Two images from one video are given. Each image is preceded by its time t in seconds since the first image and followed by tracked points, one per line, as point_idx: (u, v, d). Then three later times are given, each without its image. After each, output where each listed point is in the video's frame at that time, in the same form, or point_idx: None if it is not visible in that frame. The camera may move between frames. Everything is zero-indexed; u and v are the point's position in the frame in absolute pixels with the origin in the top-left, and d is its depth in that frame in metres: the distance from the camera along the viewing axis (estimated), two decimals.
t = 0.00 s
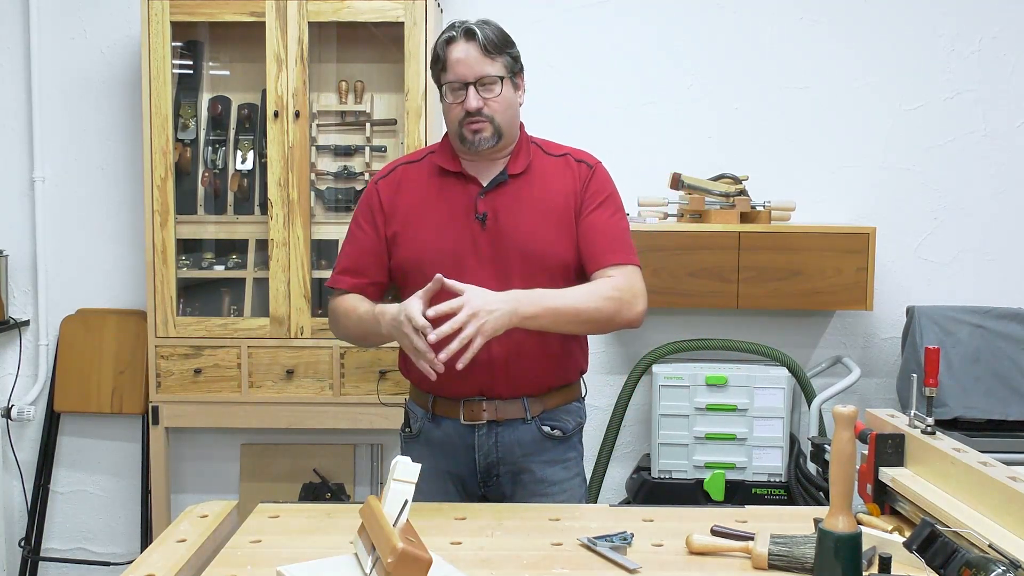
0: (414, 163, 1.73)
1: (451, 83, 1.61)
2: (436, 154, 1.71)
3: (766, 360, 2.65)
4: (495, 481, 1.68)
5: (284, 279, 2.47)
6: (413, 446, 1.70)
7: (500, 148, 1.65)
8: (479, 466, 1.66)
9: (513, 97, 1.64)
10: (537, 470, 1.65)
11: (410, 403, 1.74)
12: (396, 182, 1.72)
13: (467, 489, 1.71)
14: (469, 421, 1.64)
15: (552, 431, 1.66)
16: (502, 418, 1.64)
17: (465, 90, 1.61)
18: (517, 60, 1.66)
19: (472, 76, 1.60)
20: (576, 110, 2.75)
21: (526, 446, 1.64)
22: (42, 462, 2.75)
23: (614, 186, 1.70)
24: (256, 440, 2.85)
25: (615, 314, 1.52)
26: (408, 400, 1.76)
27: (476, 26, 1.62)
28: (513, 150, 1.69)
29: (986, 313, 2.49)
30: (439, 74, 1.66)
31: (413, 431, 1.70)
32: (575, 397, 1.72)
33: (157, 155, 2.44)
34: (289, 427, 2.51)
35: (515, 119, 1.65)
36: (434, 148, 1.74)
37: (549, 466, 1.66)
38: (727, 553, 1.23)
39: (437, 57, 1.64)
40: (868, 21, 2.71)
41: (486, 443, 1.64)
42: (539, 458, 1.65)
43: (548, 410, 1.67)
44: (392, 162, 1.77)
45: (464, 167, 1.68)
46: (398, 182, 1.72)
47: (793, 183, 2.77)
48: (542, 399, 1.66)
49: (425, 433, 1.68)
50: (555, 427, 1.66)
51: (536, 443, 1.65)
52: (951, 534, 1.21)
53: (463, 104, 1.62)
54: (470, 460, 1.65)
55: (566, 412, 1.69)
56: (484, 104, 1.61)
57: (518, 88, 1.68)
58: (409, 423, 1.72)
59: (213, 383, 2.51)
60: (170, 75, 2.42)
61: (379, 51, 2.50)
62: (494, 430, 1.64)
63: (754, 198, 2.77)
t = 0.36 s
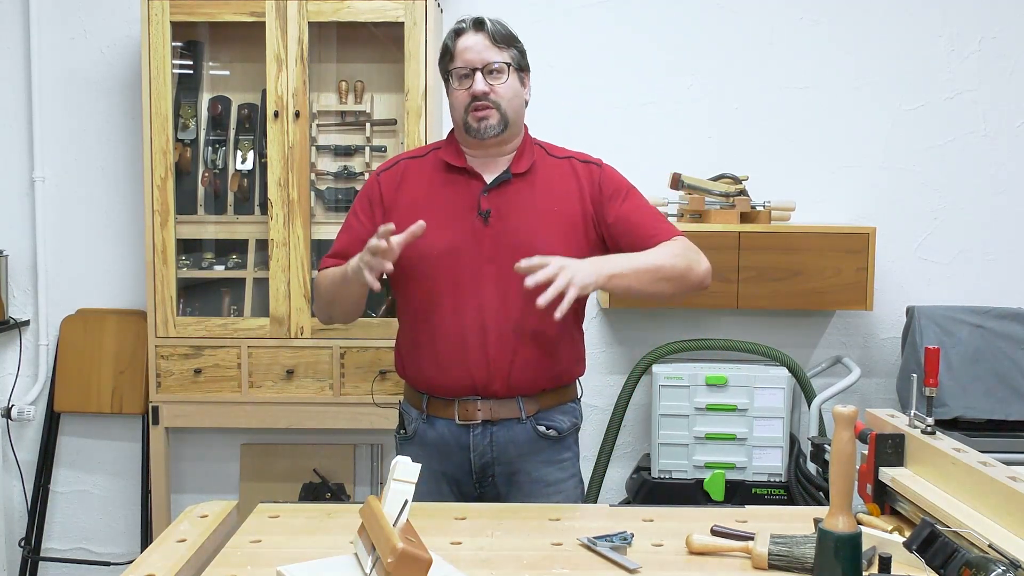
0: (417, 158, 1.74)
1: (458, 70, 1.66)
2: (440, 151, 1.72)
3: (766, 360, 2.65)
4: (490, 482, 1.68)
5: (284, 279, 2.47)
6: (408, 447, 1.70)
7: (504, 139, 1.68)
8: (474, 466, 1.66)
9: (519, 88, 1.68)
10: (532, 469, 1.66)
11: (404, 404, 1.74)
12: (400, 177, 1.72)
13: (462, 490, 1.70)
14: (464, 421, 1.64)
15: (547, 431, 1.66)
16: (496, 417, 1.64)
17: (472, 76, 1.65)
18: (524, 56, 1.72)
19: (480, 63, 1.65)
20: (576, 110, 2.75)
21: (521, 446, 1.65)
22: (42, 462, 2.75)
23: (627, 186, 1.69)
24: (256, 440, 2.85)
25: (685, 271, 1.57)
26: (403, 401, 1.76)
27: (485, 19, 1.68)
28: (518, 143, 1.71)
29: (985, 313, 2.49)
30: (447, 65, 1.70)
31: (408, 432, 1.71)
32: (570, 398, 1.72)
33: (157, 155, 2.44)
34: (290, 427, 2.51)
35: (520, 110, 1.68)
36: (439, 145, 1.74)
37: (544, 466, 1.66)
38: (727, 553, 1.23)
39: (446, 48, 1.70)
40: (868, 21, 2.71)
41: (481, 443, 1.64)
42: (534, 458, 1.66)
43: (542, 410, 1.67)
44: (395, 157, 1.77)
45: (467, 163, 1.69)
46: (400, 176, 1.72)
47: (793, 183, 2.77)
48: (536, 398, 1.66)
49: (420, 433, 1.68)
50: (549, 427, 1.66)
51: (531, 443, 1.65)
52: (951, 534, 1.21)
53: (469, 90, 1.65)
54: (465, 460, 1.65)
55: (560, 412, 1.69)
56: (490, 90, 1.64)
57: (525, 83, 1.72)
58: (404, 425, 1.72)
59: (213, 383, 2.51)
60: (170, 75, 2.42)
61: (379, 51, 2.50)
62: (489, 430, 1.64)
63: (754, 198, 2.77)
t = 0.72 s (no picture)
0: (422, 158, 1.74)
1: (471, 70, 1.64)
2: (446, 150, 1.72)
3: (767, 360, 2.65)
4: (502, 481, 1.68)
5: (284, 279, 2.47)
6: (418, 449, 1.68)
7: (509, 143, 1.67)
8: (488, 466, 1.65)
9: (529, 94, 1.67)
10: (545, 468, 1.66)
11: (411, 405, 1.72)
12: (406, 178, 1.72)
13: (474, 489, 1.70)
14: (477, 420, 1.63)
15: (559, 430, 1.66)
16: (510, 417, 1.64)
17: (485, 78, 1.64)
18: (536, 63, 1.71)
19: (494, 66, 1.64)
20: (576, 110, 2.75)
21: (534, 445, 1.65)
22: (42, 462, 2.75)
23: (624, 192, 1.73)
24: (256, 440, 2.85)
25: (661, 277, 1.61)
26: (409, 402, 1.74)
27: (503, 22, 1.67)
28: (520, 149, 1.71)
29: (985, 313, 2.49)
30: (459, 62, 1.69)
31: (417, 434, 1.69)
32: (578, 396, 1.72)
33: (156, 155, 2.44)
34: (290, 427, 2.51)
35: (528, 117, 1.68)
36: (444, 146, 1.75)
37: (556, 465, 1.67)
38: (728, 553, 1.23)
39: (461, 45, 1.68)
40: (868, 21, 2.71)
41: (495, 443, 1.64)
42: (546, 457, 1.66)
43: (554, 409, 1.67)
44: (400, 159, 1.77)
45: (474, 164, 1.69)
46: (407, 177, 1.72)
47: (793, 183, 2.77)
48: (548, 398, 1.66)
49: (431, 435, 1.67)
50: (561, 426, 1.67)
51: (543, 442, 1.65)
52: (950, 534, 1.21)
53: (480, 91, 1.64)
54: (478, 460, 1.65)
55: (570, 410, 1.69)
56: (501, 94, 1.63)
57: (535, 90, 1.72)
58: (412, 426, 1.70)
59: (213, 383, 2.51)
60: (170, 75, 2.42)
61: (379, 51, 2.50)
62: (502, 429, 1.64)
63: (754, 198, 2.77)
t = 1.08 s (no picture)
0: (423, 160, 1.74)
1: (470, 72, 1.63)
2: (447, 152, 1.72)
3: (767, 360, 2.65)
4: (504, 482, 1.68)
5: (284, 279, 2.47)
6: (420, 450, 1.69)
7: (509, 144, 1.67)
8: (489, 466, 1.65)
9: (529, 95, 1.67)
10: (546, 469, 1.66)
11: (413, 405, 1.72)
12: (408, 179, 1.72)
13: (476, 490, 1.70)
14: (478, 421, 1.63)
15: (560, 430, 1.66)
16: (511, 418, 1.63)
17: (485, 81, 1.63)
18: (536, 62, 1.70)
19: (493, 68, 1.63)
20: (576, 110, 2.75)
21: (535, 446, 1.65)
22: (42, 462, 2.75)
23: (624, 192, 1.73)
24: (256, 440, 2.85)
25: (646, 287, 1.60)
26: (411, 402, 1.75)
27: (502, 22, 1.65)
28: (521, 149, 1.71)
29: (985, 313, 2.49)
30: (459, 63, 1.67)
31: (419, 434, 1.69)
32: (580, 397, 1.72)
33: (157, 155, 2.44)
34: (289, 427, 2.51)
35: (528, 117, 1.67)
36: (445, 146, 1.75)
37: (558, 466, 1.66)
38: (728, 553, 1.23)
39: (460, 46, 1.66)
40: (868, 21, 2.71)
41: (496, 444, 1.64)
42: (548, 458, 1.66)
43: (555, 409, 1.67)
44: (401, 160, 1.77)
45: (475, 165, 1.69)
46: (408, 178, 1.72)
47: (793, 183, 2.77)
48: (549, 399, 1.66)
49: (433, 435, 1.67)
50: (562, 427, 1.66)
51: (544, 443, 1.65)
52: (950, 534, 1.21)
53: (480, 94, 1.63)
54: (480, 461, 1.65)
55: (572, 411, 1.69)
56: (501, 96, 1.63)
57: (535, 89, 1.71)
58: (414, 426, 1.70)
59: (213, 383, 2.51)
60: (170, 75, 2.42)
61: (379, 51, 2.50)
62: (503, 430, 1.64)
63: (754, 198, 2.77)
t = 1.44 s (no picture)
0: (423, 161, 1.73)
1: (466, 75, 1.63)
2: (445, 153, 1.72)
3: (767, 360, 2.65)
4: (502, 482, 1.68)
5: (284, 279, 2.47)
6: (419, 448, 1.70)
7: (507, 145, 1.67)
8: (486, 466, 1.66)
9: (525, 95, 1.67)
10: (543, 470, 1.66)
11: (413, 404, 1.73)
12: (405, 181, 1.72)
13: (474, 490, 1.70)
14: (475, 421, 1.64)
15: (558, 431, 1.66)
16: (508, 418, 1.63)
17: (480, 83, 1.64)
18: (532, 61, 1.69)
19: (489, 70, 1.63)
20: (576, 110, 2.75)
21: (532, 446, 1.65)
22: (42, 462, 2.75)
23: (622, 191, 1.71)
24: (256, 440, 2.85)
25: (612, 317, 1.55)
26: (412, 401, 1.75)
27: (497, 23, 1.65)
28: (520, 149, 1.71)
29: (985, 313, 2.49)
30: (454, 65, 1.67)
31: (419, 433, 1.70)
32: (579, 397, 1.72)
33: (156, 155, 2.44)
34: (289, 427, 2.51)
35: (525, 117, 1.67)
36: (443, 148, 1.74)
37: (556, 466, 1.66)
38: (728, 553, 1.23)
39: (455, 49, 1.66)
40: (868, 21, 2.71)
41: (493, 444, 1.64)
42: (545, 458, 1.65)
43: (553, 410, 1.67)
44: (400, 162, 1.76)
45: (472, 165, 1.69)
46: (406, 180, 1.72)
47: (793, 183, 2.77)
48: (548, 399, 1.66)
49: (431, 434, 1.67)
50: (561, 427, 1.66)
51: (542, 443, 1.65)
52: (950, 534, 1.21)
53: (476, 96, 1.64)
54: (477, 461, 1.65)
55: (571, 412, 1.69)
56: (497, 98, 1.63)
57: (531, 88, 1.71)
58: (414, 425, 1.71)
59: (213, 383, 2.51)
60: (170, 75, 2.42)
61: (379, 51, 2.50)
62: (501, 430, 1.64)
63: (754, 198, 2.77)
